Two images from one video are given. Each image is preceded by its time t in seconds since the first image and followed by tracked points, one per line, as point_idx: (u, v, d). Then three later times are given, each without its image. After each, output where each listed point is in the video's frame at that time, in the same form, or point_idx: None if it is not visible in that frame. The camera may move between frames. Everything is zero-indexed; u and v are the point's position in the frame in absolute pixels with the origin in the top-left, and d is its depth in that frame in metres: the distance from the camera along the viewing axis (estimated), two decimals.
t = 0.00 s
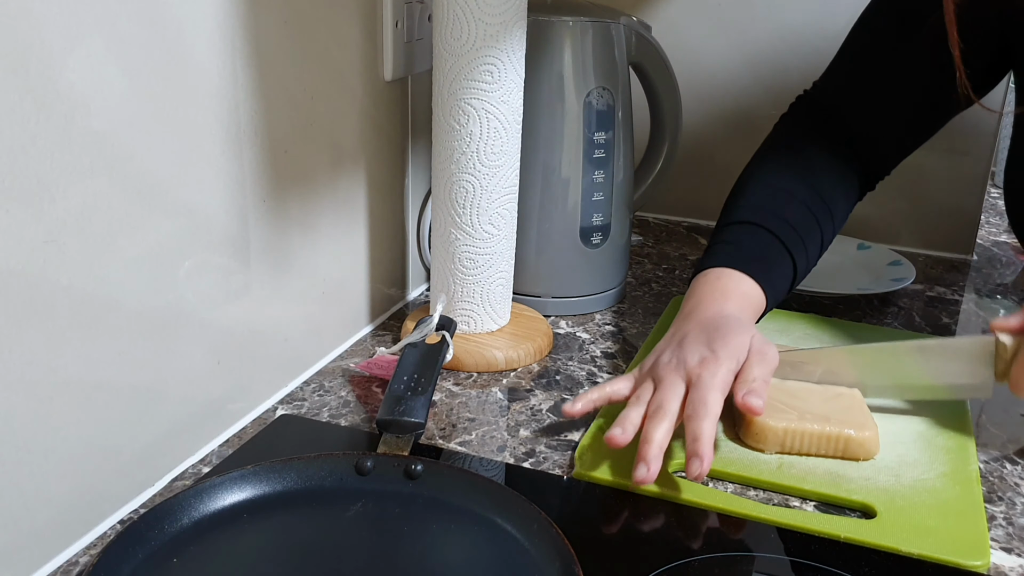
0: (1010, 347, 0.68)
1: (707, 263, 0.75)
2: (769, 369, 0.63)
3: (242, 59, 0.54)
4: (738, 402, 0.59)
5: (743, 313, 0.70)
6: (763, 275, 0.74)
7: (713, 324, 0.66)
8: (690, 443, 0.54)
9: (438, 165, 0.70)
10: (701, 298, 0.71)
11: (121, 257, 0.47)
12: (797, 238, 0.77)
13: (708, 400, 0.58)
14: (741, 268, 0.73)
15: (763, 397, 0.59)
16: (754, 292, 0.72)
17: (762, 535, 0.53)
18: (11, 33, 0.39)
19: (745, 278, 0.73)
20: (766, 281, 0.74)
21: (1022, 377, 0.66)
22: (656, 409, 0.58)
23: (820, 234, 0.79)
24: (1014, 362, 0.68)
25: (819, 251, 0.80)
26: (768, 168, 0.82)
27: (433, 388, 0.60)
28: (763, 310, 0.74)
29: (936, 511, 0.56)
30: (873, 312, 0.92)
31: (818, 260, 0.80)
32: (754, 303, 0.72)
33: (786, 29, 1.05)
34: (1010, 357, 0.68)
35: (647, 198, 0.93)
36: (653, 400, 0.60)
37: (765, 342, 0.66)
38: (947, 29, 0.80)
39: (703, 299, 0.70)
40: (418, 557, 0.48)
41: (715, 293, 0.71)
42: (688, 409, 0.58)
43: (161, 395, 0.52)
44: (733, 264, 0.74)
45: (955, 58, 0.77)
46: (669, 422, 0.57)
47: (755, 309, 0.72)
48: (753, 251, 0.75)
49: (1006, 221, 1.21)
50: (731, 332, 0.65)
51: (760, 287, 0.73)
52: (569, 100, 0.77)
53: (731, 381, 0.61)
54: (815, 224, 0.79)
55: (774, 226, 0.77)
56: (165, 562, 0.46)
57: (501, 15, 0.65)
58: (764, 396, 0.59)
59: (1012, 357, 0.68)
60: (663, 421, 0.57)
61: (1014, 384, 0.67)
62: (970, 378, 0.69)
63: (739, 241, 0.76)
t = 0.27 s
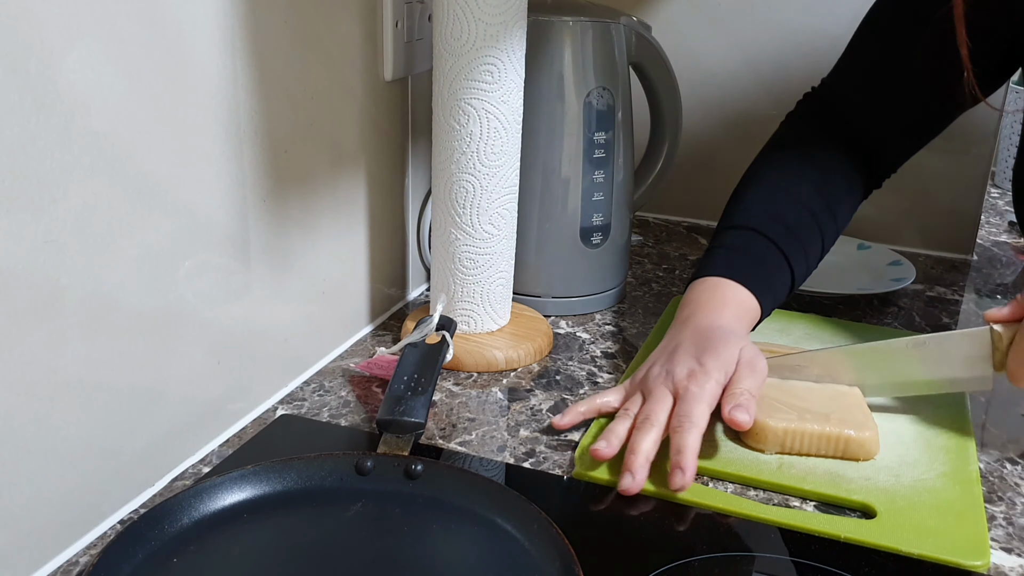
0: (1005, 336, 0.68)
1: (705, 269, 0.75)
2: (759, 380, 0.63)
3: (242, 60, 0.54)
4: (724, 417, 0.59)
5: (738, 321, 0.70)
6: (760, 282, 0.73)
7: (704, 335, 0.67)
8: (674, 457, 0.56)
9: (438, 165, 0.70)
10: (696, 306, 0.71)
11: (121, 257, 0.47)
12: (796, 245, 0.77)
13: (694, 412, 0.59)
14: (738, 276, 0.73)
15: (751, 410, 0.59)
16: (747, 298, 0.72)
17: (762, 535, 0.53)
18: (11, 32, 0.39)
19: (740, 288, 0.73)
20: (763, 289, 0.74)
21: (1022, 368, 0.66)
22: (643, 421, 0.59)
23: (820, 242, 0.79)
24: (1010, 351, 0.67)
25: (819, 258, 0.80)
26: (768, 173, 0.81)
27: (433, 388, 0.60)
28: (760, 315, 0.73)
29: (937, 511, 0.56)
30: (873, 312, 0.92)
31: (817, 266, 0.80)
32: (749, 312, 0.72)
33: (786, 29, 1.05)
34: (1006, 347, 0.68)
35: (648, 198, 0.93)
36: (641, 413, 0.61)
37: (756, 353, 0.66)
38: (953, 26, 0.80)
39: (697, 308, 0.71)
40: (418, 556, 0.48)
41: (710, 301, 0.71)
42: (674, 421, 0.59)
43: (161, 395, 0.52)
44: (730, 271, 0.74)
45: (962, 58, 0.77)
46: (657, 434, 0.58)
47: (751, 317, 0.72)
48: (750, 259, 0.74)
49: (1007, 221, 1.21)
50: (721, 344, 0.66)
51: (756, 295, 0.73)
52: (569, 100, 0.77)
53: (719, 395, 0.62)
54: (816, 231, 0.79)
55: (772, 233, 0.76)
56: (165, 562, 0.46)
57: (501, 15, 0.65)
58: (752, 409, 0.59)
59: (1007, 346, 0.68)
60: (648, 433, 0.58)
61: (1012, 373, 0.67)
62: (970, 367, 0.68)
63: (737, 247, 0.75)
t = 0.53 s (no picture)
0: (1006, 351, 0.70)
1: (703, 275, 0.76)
2: (763, 382, 0.62)
3: (242, 60, 0.54)
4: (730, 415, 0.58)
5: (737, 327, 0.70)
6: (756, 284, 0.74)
7: (703, 340, 0.67)
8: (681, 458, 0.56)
9: (438, 165, 0.70)
10: (696, 313, 0.71)
11: (121, 257, 0.47)
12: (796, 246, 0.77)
13: (700, 415, 0.59)
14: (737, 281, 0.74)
15: (756, 409, 0.59)
16: (747, 304, 0.73)
17: (762, 535, 0.53)
18: (11, 32, 0.39)
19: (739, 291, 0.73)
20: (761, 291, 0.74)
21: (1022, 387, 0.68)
22: (648, 425, 0.59)
23: (821, 242, 0.80)
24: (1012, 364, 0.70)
25: (820, 256, 0.80)
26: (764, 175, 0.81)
27: (433, 388, 0.60)
28: (759, 321, 0.74)
29: (937, 511, 0.56)
30: (873, 312, 0.92)
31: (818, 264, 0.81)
32: (748, 316, 0.72)
33: (786, 29, 1.05)
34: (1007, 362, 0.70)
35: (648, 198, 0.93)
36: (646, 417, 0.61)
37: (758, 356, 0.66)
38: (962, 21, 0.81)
39: (696, 315, 0.71)
40: (418, 557, 0.48)
41: (708, 309, 0.71)
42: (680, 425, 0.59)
43: (161, 395, 0.52)
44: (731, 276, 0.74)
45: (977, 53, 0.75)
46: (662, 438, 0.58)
47: (750, 323, 0.72)
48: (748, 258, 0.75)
49: (1007, 221, 1.21)
50: (722, 347, 0.65)
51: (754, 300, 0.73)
52: (569, 100, 0.77)
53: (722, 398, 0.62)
54: (817, 234, 0.79)
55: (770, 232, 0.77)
56: (165, 562, 0.46)
57: (501, 15, 0.65)
58: (757, 408, 0.59)
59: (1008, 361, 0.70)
60: (654, 436, 0.58)
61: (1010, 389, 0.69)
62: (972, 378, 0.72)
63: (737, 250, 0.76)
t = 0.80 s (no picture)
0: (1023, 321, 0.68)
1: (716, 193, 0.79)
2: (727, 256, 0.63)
3: (243, 59, 0.54)
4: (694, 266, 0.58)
5: (729, 219, 0.75)
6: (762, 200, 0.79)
7: (689, 228, 0.65)
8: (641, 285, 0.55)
9: (438, 165, 0.70)
10: (694, 201, 0.75)
11: (121, 257, 0.47)
12: (801, 178, 0.84)
13: (659, 266, 0.57)
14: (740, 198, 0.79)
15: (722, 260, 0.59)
16: (742, 205, 0.78)
17: (762, 535, 0.53)
18: (11, 33, 0.39)
19: (733, 189, 0.78)
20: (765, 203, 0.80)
21: None
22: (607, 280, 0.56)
23: (823, 184, 0.86)
24: None
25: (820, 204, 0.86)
26: (775, 131, 0.84)
27: (433, 388, 0.60)
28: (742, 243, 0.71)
29: (937, 511, 0.56)
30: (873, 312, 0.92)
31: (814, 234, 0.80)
32: (739, 211, 0.77)
33: (786, 29, 1.05)
34: None
35: (648, 199, 0.93)
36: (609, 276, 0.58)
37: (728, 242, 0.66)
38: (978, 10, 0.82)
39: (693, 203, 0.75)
40: (418, 557, 0.48)
41: (700, 199, 0.76)
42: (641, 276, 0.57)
43: (161, 394, 0.52)
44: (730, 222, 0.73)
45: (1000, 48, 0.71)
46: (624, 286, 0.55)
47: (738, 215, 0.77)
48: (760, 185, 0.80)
49: (1007, 221, 1.21)
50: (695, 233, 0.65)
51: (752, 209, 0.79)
52: (569, 100, 0.77)
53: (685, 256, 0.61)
54: (819, 168, 0.85)
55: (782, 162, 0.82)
56: (165, 562, 0.46)
57: (501, 15, 0.65)
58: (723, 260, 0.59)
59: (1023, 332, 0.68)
60: (615, 287, 0.55)
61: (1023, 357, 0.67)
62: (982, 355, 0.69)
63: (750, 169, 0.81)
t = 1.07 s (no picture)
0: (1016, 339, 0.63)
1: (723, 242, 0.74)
2: (807, 341, 0.62)
3: (242, 59, 0.54)
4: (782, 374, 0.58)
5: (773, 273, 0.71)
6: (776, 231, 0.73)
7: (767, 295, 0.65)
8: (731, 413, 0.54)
9: (438, 165, 0.70)
10: (727, 271, 0.69)
11: (122, 257, 0.47)
12: (814, 208, 0.77)
13: (747, 376, 0.56)
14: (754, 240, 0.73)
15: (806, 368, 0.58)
16: (777, 265, 0.72)
17: (762, 535, 0.53)
18: (11, 32, 0.39)
19: (768, 250, 0.72)
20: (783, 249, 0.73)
21: None
22: (689, 387, 0.55)
23: (837, 203, 0.79)
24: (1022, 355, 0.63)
25: (837, 222, 0.79)
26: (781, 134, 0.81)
27: (433, 388, 0.60)
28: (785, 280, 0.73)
29: (937, 511, 0.56)
30: (873, 312, 0.92)
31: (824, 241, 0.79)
32: (776, 274, 0.71)
33: (786, 29, 1.05)
34: (1018, 351, 0.63)
35: (648, 198, 0.93)
36: (686, 379, 0.57)
37: (800, 314, 0.64)
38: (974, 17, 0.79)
39: (728, 275, 0.68)
40: (418, 557, 0.48)
41: (739, 268, 0.69)
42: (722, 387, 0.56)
43: (161, 395, 0.52)
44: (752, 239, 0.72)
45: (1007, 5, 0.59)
46: (705, 398, 0.54)
47: (777, 281, 0.71)
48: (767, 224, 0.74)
49: (1007, 221, 1.21)
50: (764, 307, 0.63)
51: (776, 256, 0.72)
52: (569, 100, 0.77)
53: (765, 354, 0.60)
54: (829, 189, 0.79)
55: (791, 195, 0.76)
56: (165, 562, 0.46)
57: (501, 15, 0.65)
58: (806, 366, 0.59)
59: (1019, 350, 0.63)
60: (701, 400, 0.54)
61: None
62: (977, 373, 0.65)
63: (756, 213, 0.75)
